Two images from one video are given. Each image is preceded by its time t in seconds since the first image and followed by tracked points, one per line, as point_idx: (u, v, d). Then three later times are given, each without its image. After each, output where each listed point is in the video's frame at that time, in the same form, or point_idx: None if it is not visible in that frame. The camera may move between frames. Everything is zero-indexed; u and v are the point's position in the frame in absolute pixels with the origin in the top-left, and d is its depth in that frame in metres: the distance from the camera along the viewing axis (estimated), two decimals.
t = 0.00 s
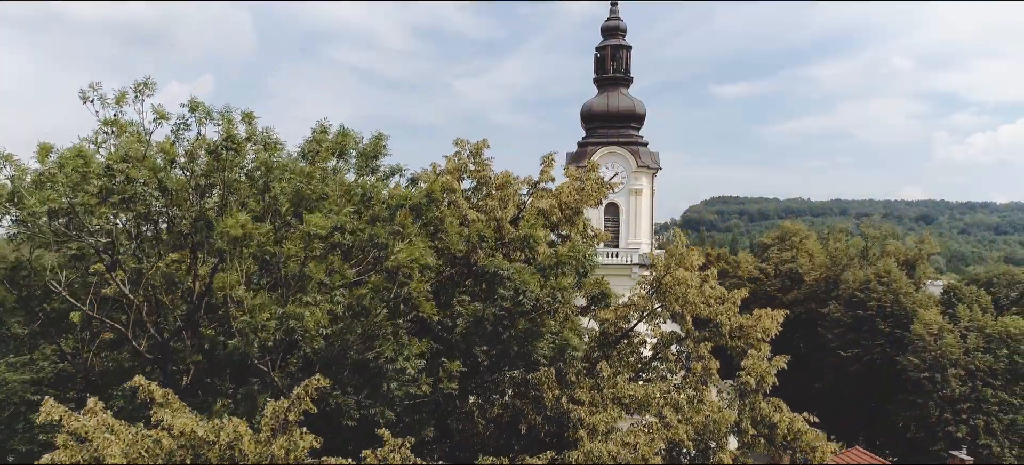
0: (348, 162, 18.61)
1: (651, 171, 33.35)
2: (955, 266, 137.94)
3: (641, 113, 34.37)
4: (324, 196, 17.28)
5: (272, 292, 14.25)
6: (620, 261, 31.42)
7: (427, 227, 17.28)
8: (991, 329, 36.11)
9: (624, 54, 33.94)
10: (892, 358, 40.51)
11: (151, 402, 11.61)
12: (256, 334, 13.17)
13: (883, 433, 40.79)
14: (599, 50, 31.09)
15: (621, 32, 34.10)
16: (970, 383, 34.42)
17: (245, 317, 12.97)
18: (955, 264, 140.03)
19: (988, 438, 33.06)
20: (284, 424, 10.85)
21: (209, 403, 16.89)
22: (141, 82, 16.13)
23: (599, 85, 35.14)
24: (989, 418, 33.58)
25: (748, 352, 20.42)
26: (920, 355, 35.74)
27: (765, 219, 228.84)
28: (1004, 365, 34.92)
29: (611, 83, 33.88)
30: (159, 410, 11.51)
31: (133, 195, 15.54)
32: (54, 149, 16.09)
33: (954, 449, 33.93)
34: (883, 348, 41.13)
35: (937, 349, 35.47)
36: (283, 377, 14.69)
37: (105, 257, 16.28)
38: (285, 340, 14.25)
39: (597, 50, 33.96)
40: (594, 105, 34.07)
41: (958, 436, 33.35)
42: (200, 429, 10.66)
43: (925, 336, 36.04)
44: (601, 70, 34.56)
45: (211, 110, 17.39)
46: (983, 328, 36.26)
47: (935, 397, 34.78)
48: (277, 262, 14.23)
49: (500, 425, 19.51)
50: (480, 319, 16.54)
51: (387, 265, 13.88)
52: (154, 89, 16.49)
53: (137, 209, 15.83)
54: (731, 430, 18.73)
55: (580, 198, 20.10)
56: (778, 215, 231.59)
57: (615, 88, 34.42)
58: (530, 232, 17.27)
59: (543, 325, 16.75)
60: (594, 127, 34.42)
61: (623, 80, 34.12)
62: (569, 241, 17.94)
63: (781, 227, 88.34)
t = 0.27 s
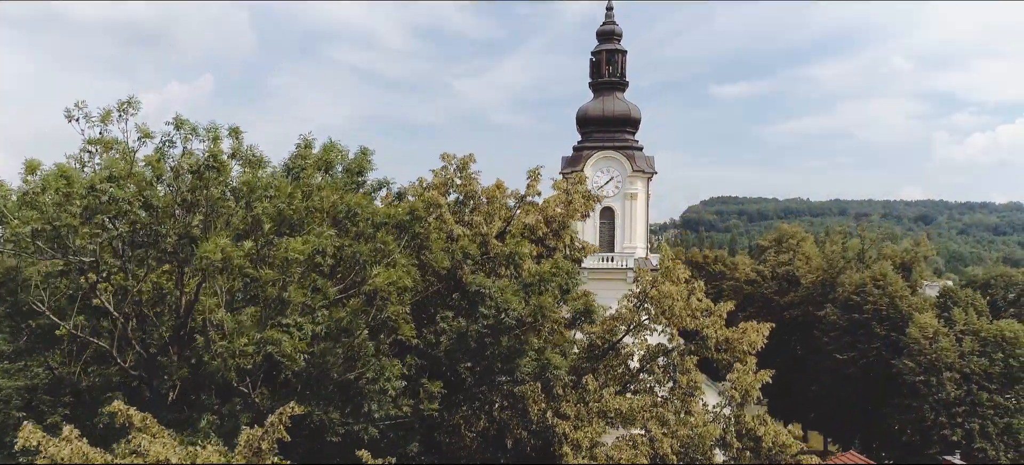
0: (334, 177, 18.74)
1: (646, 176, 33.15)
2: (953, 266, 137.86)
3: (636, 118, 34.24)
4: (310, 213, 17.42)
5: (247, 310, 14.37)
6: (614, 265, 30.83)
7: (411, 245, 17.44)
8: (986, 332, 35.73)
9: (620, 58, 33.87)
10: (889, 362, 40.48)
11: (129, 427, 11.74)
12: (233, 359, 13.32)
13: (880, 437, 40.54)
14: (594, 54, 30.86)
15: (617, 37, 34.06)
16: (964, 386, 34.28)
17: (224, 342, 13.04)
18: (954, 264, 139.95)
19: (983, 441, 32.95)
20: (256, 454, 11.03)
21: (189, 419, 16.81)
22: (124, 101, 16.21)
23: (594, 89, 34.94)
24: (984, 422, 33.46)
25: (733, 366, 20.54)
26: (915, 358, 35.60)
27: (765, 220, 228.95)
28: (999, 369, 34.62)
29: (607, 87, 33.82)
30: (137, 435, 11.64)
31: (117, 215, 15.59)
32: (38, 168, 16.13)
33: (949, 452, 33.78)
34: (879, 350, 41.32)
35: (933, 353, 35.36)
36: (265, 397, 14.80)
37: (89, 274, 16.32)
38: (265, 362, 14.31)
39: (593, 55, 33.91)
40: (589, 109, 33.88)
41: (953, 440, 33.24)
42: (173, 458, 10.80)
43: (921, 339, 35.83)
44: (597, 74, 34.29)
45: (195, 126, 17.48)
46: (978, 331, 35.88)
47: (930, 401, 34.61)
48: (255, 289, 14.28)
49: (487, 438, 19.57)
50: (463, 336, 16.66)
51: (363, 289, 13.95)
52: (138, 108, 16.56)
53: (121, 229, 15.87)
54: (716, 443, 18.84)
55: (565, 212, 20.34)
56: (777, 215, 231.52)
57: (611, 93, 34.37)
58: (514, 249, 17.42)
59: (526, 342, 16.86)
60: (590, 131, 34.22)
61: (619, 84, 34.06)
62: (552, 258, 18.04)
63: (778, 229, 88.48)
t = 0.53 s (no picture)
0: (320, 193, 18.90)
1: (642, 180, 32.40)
2: (953, 266, 137.51)
3: (632, 122, 33.71)
4: (296, 231, 17.61)
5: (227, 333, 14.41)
6: (610, 270, 31.01)
7: (395, 262, 17.54)
8: (981, 336, 35.03)
9: (615, 63, 33.61)
10: (884, 366, 40.97)
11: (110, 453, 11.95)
12: (210, 387, 13.25)
13: (876, 440, 40.98)
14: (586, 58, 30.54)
15: (612, 41, 33.81)
16: (959, 390, 33.91)
17: (201, 367, 13.00)
18: (953, 264, 139.60)
19: (978, 445, 32.63)
20: None
21: (174, 435, 16.77)
22: (108, 122, 16.37)
23: (590, 94, 34.61)
24: (979, 426, 33.12)
25: (720, 379, 20.85)
26: (910, 362, 35.20)
27: (764, 220, 228.84)
28: (994, 373, 34.10)
29: (602, 92, 33.54)
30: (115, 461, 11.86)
31: (100, 235, 15.64)
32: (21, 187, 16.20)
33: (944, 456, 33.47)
34: (874, 354, 41.39)
35: (927, 357, 34.86)
36: (246, 418, 14.86)
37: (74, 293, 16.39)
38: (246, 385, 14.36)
39: (588, 60, 33.68)
40: (585, 114, 33.54)
41: (949, 444, 32.94)
42: None
43: (916, 343, 35.40)
44: (592, 79, 33.98)
45: (179, 142, 17.59)
46: (973, 335, 35.31)
47: (925, 405, 34.29)
48: (234, 314, 14.28)
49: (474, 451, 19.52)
50: (446, 353, 16.78)
51: (344, 315, 14.01)
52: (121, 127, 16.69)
53: (104, 249, 15.94)
54: (701, 456, 18.96)
55: (549, 228, 20.69)
56: (777, 215, 231.31)
57: (607, 97, 34.05)
58: (499, 266, 17.62)
59: (509, 360, 16.96)
60: (585, 136, 33.72)
61: (615, 89, 33.76)
62: (535, 275, 18.12)
63: (775, 231, 88.52)
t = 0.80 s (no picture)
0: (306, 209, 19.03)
1: (637, 185, 32.30)
2: (951, 267, 137.40)
3: (628, 126, 33.56)
4: (281, 248, 17.74)
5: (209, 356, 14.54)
6: (607, 274, 31.09)
7: (381, 278, 17.71)
8: (977, 340, 34.94)
9: (611, 67, 33.47)
10: (880, 370, 40.71)
11: None
12: (192, 411, 13.32)
13: (871, 443, 40.80)
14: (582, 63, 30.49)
15: (608, 45, 33.68)
16: (954, 394, 33.79)
17: (182, 393, 13.10)
18: (952, 265, 139.58)
19: (973, 449, 32.58)
20: None
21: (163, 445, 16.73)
22: (93, 142, 16.52)
23: (586, 98, 34.54)
24: (974, 430, 33.05)
25: (706, 393, 20.93)
26: (906, 365, 35.06)
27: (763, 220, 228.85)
28: (989, 376, 33.98)
29: (598, 96, 33.41)
30: None
31: (85, 255, 15.77)
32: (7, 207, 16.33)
33: (939, 460, 33.41)
34: (870, 358, 41.23)
35: (923, 360, 34.71)
36: (229, 438, 14.96)
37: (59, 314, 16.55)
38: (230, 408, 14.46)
39: (584, 64, 33.55)
40: (580, 117, 33.36)
41: (944, 448, 32.89)
42: None
43: (912, 346, 35.27)
44: (588, 84, 33.89)
45: (165, 160, 17.70)
46: (969, 339, 35.31)
47: (921, 408, 34.17)
48: (216, 339, 14.34)
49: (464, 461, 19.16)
50: (431, 370, 16.83)
51: (326, 341, 14.20)
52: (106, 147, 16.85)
53: (89, 268, 16.07)
54: None
55: (536, 242, 20.85)
56: (776, 216, 231.22)
57: (603, 101, 33.89)
58: (483, 282, 17.75)
59: (493, 377, 17.04)
60: (580, 140, 33.57)
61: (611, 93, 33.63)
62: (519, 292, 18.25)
63: (772, 234, 88.66)
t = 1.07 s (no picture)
0: (293, 226, 19.13)
1: (633, 189, 32.22)
2: (949, 268, 137.36)
3: (623, 131, 33.44)
4: (266, 267, 17.86)
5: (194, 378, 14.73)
6: (602, 279, 31.26)
7: (367, 295, 17.89)
8: (972, 344, 34.77)
9: (606, 72, 33.36)
10: (875, 374, 40.60)
11: None
12: (173, 436, 13.41)
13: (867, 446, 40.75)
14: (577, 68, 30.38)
15: (603, 50, 33.56)
16: (949, 398, 33.66)
17: (165, 417, 13.23)
18: (950, 266, 139.55)
19: (968, 453, 32.63)
20: None
21: (153, 456, 16.79)
22: (79, 161, 16.66)
23: (582, 103, 34.40)
24: (970, 434, 33.09)
25: (693, 406, 21.02)
26: (901, 369, 35.10)
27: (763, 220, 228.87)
28: (984, 380, 33.77)
29: (594, 101, 33.27)
30: None
31: (68, 275, 15.77)
32: None
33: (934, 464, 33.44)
34: (866, 362, 40.93)
35: (918, 364, 34.64)
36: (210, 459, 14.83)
37: (45, 332, 16.60)
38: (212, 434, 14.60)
39: (579, 69, 33.40)
40: (576, 122, 33.27)
41: (939, 451, 32.93)
42: None
43: (907, 350, 35.21)
44: (583, 88, 33.71)
45: (151, 178, 17.77)
46: (964, 343, 34.94)
47: (916, 412, 34.12)
48: (199, 363, 14.52)
49: None
50: (415, 387, 16.98)
51: (307, 366, 14.43)
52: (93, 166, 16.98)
53: (75, 287, 16.13)
54: None
55: (523, 255, 20.99)
56: (775, 216, 231.16)
57: (599, 106, 33.78)
58: (466, 299, 17.95)
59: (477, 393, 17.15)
60: (576, 145, 33.47)
61: (606, 98, 33.49)
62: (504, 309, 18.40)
63: (769, 236, 88.74)
